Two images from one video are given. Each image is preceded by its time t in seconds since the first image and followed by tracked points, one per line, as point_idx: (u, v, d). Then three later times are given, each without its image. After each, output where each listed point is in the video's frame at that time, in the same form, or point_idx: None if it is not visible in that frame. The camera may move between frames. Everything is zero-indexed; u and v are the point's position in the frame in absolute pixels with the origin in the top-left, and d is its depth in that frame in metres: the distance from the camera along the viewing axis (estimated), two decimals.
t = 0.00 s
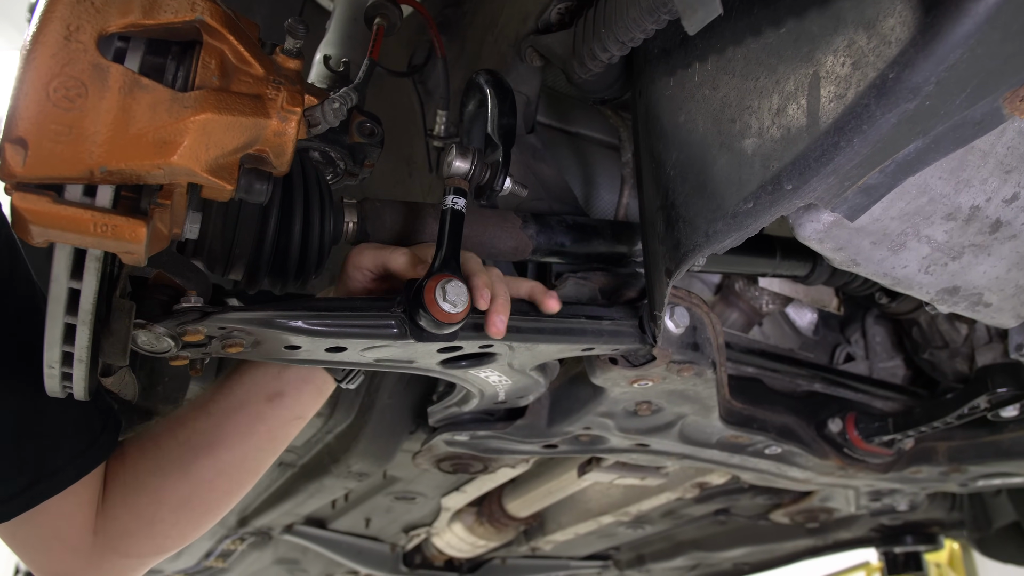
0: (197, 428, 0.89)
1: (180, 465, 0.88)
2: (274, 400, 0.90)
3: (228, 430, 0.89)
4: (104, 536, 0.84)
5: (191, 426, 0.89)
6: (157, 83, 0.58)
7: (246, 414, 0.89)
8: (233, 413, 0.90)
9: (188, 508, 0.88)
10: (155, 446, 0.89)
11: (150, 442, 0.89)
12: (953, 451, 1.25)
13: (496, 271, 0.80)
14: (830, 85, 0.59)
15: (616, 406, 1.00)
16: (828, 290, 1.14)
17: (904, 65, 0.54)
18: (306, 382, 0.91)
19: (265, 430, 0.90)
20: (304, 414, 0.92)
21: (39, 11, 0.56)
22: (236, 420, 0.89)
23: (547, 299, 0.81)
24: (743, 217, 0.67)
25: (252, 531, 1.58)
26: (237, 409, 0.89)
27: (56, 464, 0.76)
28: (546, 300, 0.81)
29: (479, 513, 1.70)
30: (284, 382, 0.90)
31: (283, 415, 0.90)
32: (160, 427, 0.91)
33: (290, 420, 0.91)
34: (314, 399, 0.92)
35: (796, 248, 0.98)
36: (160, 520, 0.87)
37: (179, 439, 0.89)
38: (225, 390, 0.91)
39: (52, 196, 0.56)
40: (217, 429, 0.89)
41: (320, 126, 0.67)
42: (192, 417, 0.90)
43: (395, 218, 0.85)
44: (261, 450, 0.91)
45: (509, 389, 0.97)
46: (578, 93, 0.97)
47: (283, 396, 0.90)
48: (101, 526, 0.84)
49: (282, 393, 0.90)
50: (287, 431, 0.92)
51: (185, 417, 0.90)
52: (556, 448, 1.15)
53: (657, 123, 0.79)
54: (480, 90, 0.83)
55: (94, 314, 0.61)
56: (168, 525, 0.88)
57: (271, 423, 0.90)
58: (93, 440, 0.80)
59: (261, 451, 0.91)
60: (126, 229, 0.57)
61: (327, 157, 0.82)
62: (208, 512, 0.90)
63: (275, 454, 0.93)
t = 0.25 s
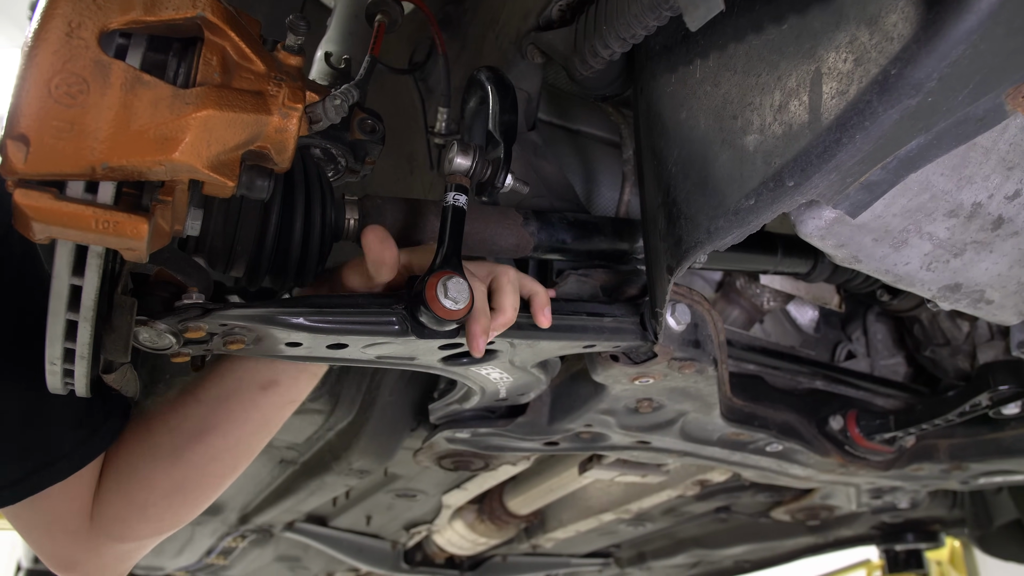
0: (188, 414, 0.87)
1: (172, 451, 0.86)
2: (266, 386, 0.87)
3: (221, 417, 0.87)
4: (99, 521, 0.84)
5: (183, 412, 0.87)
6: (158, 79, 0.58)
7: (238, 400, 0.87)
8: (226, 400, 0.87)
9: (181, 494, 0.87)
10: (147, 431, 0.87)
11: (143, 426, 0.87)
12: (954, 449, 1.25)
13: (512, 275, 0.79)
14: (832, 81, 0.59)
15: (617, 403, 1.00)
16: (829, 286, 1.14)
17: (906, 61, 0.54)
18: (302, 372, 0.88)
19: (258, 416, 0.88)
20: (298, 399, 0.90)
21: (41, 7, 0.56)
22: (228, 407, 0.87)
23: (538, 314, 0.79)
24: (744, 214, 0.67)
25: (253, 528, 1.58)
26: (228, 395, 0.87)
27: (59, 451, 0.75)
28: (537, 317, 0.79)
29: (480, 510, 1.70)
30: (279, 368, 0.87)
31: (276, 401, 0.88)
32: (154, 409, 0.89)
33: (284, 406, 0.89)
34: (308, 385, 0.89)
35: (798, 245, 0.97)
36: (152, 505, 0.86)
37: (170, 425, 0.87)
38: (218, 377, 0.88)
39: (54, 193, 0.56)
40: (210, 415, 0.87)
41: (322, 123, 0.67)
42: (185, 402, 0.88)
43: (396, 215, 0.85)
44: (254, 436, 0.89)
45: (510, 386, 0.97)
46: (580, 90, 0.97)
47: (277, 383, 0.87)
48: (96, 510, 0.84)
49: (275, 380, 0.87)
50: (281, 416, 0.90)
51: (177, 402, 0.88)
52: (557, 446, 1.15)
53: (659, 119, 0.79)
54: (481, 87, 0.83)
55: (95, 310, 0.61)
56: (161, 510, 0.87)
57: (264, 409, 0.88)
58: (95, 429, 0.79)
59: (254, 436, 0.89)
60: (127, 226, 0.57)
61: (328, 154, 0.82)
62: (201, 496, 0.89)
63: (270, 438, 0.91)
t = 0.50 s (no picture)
0: (186, 409, 0.86)
1: (167, 447, 0.85)
2: (265, 384, 0.87)
3: (218, 413, 0.86)
4: (90, 516, 0.83)
5: (181, 407, 0.86)
6: (160, 78, 0.58)
7: (236, 397, 0.86)
8: (224, 396, 0.86)
9: (175, 492, 0.86)
10: (144, 426, 0.86)
11: (139, 421, 0.86)
12: (956, 447, 1.25)
13: (509, 280, 0.77)
14: (833, 79, 0.59)
15: (619, 402, 1.00)
16: (830, 284, 1.13)
17: (907, 58, 0.54)
18: (303, 372, 0.89)
19: (256, 415, 0.87)
20: (298, 399, 0.90)
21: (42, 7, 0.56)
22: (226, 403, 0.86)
23: (532, 324, 0.78)
24: (746, 212, 0.67)
25: (254, 527, 1.59)
26: (227, 393, 0.86)
27: (53, 438, 0.75)
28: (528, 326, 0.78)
29: (481, 509, 1.70)
30: (280, 368, 0.88)
31: (274, 399, 0.88)
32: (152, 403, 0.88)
33: (283, 404, 0.89)
34: (309, 385, 0.89)
35: (799, 243, 0.97)
36: (145, 502, 0.85)
37: (167, 420, 0.86)
38: (217, 373, 0.87)
39: (56, 191, 0.56)
40: (208, 412, 0.86)
41: (323, 121, 0.67)
42: (183, 397, 0.87)
43: (397, 214, 0.85)
44: (251, 434, 0.88)
45: (512, 385, 0.97)
46: (581, 88, 0.97)
47: (278, 381, 0.88)
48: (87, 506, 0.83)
49: (276, 378, 0.87)
50: (278, 414, 0.89)
51: (175, 397, 0.87)
52: (559, 444, 1.15)
53: (660, 118, 0.79)
54: (483, 85, 0.83)
55: (97, 309, 0.61)
56: (154, 507, 0.85)
57: (263, 407, 0.87)
58: (91, 417, 0.79)
59: (251, 434, 0.88)
60: (129, 225, 0.57)
61: (330, 152, 0.82)
62: (195, 495, 0.88)
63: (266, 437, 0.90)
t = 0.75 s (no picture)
0: (176, 397, 0.86)
1: (155, 434, 0.85)
2: (256, 373, 0.87)
3: (209, 402, 0.86)
4: (72, 499, 0.83)
5: (171, 395, 0.87)
6: (161, 75, 0.58)
7: (226, 386, 0.87)
8: (215, 384, 0.87)
9: (161, 477, 0.86)
10: (134, 411, 0.87)
11: (129, 407, 0.87)
12: (957, 444, 1.25)
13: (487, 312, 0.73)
14: (834, 75, 0.59)
15: (620, 399, 1.00)
16: (830, 282, 1.14)
17: (907, 54, 0.54)
18: (297, 363, 0.88)
19: (248, 404, 0.87)
20: (291, 390, 0.89)
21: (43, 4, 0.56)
22: (216, 392, 0.86)
23: (510, 324, 0.76)
24: (746, 208, 0.67)
25: (256, 525, 1.59)
26: (218, 381, 0.86)
27: (25, 422, 0.76)
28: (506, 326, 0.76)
29: (482, 507, 1.70)
30: (274, 358, 0.87)
31: (264, 388, 0.87)
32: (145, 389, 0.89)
33: (274, 394, 0.88)
34: (304, 375, 0.89)
35: (799, 240, 0.97)
36: (129, 487, 0.85)
37: (156, 407, 0.86)
38: (211, 362, 0.87)
39: (57, 188, 0.56)
40: (199, 399, 0.86)
41: (324, 119, 0.67)
42: (175, 385, 0.87)
43: (398, 210, 0.85)
44: (240, 424, 0.88)
45: (513, 382, 0.97)
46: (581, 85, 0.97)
47: (271, 371, 0.87)
48: (72, 488, 0.83)
49: (269, 368, 0.87)
50: (269, 405, 0.89)
51: (166, 384, 0.87)
52: (560, 442, 1.15)
53: (660, 114, 0.79)
54: (483, 83, 0.83)
55: (98, 306, 0.62)
56: (138, 493, 0.86)
57: (255, 397, 0.87)
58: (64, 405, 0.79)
59: (241, 423, 0.88)
60: (130, 221, 0.57)
61: (330, 150, 0.83)
62: (182, 482, 0.88)
63: (256, 427, 0.90)
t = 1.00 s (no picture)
0: (174, 400, 0.87)
1: (153, 437, 0.85)
2: (255, 374, 0.87)
3: (207, 404, 0.86)
4: (70, 507, 0.82)
5: (169, 398, 0.87)
6: (160, 72, 0.58)
7: (225, 387, 0.87)
8: (214, 387, 0.87)
9: (160, 482, 0.86)
10: (132, 416, 0.87)
11: (128, 413, 0.87)
12: (957, 440, 1.25)
13: (487, 309, 0.73)
14: (832, 71, 0.59)
15: (619, 396, 1.00)
16: (830, 278, 1.13)
17: (906, 50, 0.54)
18: (297, 364, 0.89)
19: (248, 405, 0.87)
20: (291, 391, 0.90)
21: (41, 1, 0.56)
22: (214, 393, 0.87)
23: (510, 319, 0.76)
24: (745, 204, 0.67)
25: (256, 523, 1.59)
26: (217, 383, 0.87)
27: (15, 429, 0.77)
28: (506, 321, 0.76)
29: (483, 504, 1.70)
30: (273, 358, 0.88)
31: (264, 390, 0.88)
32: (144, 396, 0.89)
33: (273, 395, 0.88)
34: (303, 375, 0.89)
35: (799, 237, 0.97)
36: (128, 493, 0.84)
37: (155, 410, 0.86)
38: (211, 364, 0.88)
39: (56, 185, 0.56)
40: (197, 402, 0.86)
41: (323, 115, 0.67)
42: (173, 389, 0.88)
43: (397, 208, 0.85)
44: (240, 425, 0.88)
45: (513, 379, 0.97)
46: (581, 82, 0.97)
47: (271, 371, 0.88)
48: (69, 495, 0.83)
49: (269, 369, 0.87)
50: (269, 407, 0.89)
51: (164, 389, 0.88)
52: (560, 439, 1.15)
53: (659, 111, 0.79)
54: (482, 80, 0.83)
55: (97, 304, 0.62)
56: (137, 500, 0.85)
57: (254, 398, 0.87)
58: (57, 410, 0.80)
59: (240, 425, 0.88)
60: (129, 218, 0.57)
61: (329, 147, 0.83)
62: (182, 487, 0.87)
63: (255, 430, 0.89)
